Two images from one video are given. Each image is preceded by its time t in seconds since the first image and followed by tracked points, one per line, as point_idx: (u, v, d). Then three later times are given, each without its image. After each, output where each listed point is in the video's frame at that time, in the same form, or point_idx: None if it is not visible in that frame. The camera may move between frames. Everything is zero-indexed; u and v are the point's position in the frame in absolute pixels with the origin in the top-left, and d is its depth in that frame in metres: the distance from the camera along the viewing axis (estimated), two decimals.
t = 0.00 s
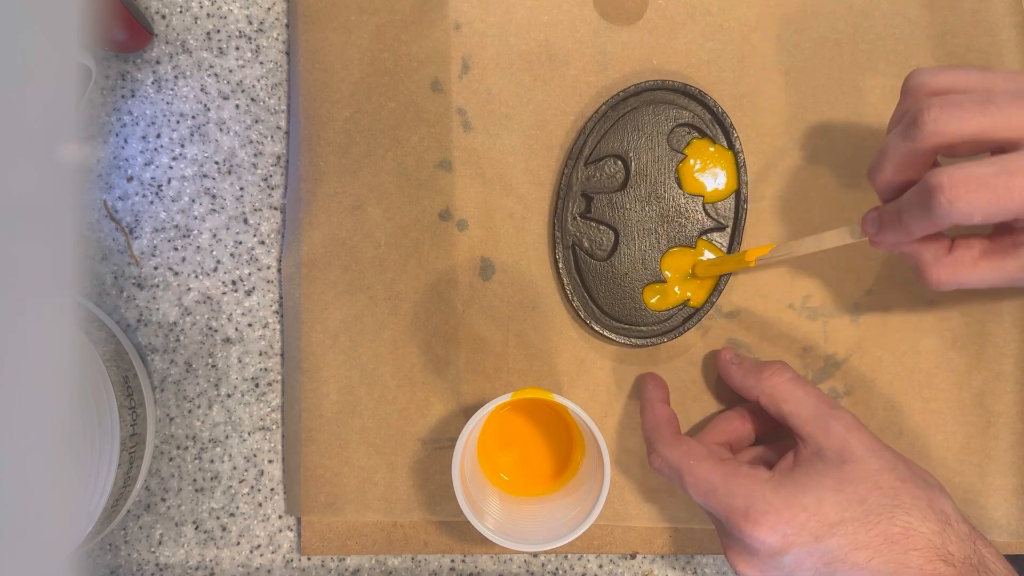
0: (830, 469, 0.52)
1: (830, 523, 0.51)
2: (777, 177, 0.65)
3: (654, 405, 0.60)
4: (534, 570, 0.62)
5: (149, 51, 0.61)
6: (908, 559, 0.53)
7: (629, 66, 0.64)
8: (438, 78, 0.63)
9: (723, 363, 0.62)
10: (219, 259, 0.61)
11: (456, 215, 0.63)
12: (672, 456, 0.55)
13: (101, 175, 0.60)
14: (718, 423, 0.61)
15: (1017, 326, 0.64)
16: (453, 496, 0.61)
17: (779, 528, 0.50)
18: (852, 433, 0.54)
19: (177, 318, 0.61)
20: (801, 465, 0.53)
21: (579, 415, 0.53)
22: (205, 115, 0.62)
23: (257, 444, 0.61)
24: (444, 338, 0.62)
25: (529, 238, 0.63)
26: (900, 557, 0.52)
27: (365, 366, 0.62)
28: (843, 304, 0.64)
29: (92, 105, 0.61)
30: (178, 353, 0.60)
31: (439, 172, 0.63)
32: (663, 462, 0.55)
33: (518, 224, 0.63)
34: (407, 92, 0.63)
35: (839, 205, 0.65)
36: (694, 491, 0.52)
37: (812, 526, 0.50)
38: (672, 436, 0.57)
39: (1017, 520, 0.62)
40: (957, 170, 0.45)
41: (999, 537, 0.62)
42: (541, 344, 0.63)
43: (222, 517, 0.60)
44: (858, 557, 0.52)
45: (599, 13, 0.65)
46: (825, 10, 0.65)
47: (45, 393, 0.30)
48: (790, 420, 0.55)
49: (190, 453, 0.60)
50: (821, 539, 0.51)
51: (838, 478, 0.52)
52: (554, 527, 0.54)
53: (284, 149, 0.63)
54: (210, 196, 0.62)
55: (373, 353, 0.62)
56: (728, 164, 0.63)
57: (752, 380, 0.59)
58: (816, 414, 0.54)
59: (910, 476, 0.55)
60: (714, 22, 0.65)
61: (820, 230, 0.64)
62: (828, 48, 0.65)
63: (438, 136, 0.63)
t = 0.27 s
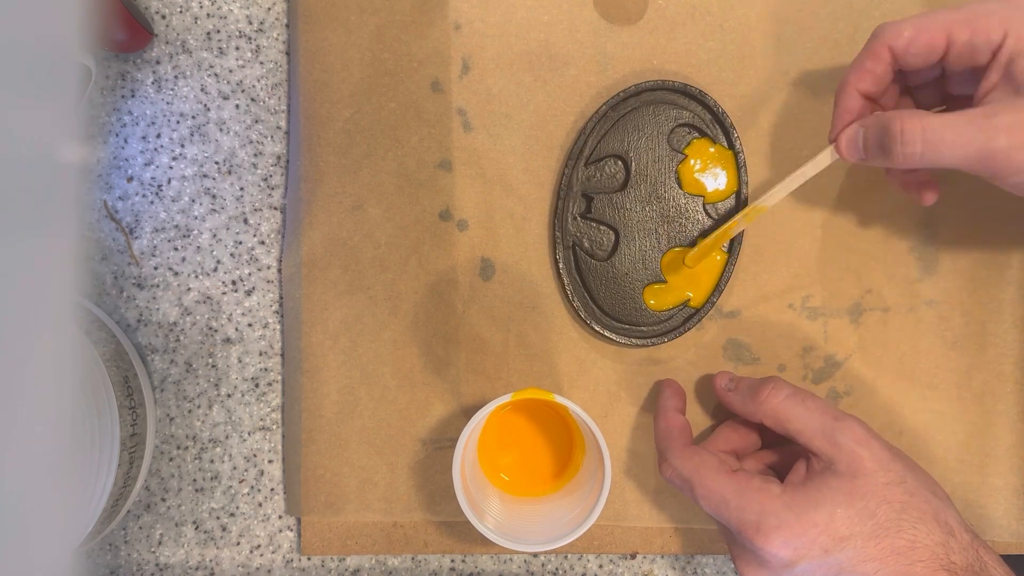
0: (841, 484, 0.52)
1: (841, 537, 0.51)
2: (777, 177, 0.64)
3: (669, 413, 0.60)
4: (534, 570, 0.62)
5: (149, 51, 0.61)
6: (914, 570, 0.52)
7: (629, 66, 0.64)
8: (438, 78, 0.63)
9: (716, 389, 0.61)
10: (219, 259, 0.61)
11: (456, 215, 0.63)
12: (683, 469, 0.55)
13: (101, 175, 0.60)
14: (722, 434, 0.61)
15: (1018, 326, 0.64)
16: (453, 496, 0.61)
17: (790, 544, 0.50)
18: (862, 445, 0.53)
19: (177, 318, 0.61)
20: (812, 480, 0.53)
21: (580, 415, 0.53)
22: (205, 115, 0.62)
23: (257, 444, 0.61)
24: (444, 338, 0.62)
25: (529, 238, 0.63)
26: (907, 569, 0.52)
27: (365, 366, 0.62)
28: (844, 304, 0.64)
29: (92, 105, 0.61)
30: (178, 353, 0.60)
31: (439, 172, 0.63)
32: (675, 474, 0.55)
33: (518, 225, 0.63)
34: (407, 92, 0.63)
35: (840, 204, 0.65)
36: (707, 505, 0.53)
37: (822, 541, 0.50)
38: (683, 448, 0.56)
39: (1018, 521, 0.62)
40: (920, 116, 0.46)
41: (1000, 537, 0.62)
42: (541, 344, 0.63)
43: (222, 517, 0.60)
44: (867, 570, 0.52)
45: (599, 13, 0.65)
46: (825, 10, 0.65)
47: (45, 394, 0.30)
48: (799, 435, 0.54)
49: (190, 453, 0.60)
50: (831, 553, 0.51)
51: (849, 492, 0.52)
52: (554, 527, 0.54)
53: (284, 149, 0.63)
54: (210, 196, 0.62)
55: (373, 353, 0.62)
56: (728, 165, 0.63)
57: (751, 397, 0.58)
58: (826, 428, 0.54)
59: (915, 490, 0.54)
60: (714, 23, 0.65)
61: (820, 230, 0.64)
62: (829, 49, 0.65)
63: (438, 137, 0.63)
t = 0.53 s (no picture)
0: (840, 477, 0.52)
1: (840, 530, 0.51)
2: (777, 177, 0.64)
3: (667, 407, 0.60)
4: (534, 570, 0.62)
5: (149, 51, 0.61)
6: (912, 565, 0.53)
7: (629, 66, 0.64)
8: (438, 78, 0.63)
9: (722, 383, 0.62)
10: (219, 259, 0.61)
11: (456, 215, 0.63)
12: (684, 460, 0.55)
13: (101, 175, 0.60)
14: (722, 428, 0.61)
15: (1018, 326, 0.64)
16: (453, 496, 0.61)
17: (790, 536, 0.50)
18: (865, 437, 0.54)
19: (177, 318, 0.61)
20: (814, 472, 0.53)
21: (580, 415, 0.53)
22: (205, 115, 0.62)
23: (257, 444, 0.61)
24: (444, 337, 0.62)
25: (529, 238, 0.63)
26: (903, 563, 0.52)
27: (365, 366, 0.62)
28: (843, 304, 0.64)
29: (92, 105, 0.61)
30: (178, 353, 0.60)
31: (439, 172, 0.63)
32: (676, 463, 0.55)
33: (518, 225, 0.63)
34: (407, 92, 0.63)
35: (840, 204, 0.65)
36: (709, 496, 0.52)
37: (822, 533, 0.51)
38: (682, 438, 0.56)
39: (1018, 520, 0.62)
40: (941, 97, 0.44)
41: (1000, 537, 0.62)
42: (540, 343, 0.63)
43: (222, 517, 0.60)
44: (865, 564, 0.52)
45: (599, 13, 0.65)
46: (825, 9, 0.65)
47: (46, 396, 0.30)
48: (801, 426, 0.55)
49: (190, 453, 0.60)
50: (831, 546, 0.51)
51: (848, 485, 0.52)
52: (554, 527, 0.54)
53: (284, 149, 0.63)
54: (210, 196, 0.62)
55: (373, 353, 0.62)
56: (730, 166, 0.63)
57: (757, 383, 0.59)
58: (829, 420, 0.54)
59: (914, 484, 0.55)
60: (714, 22, 0.65)
61: (820, 230, 0.64)
62: (829, 49, 0.65)
63: (438, 137, 0.63)
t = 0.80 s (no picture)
0: (813, 436, 0.53)
1: (814, 480, 0.51)
2: (777, 177, 0.64)
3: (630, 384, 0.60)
4: (534, 570, 0.62)
5: (149, 51, 0.61)
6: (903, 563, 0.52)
7: (629, 66, 0.64)
8: (438, 78, 0.63)
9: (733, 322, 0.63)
10: (219, 259, 0.61)
11: (456, 214, 0.63)
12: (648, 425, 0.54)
13: (101, 175, 0.60)
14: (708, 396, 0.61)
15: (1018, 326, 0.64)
16: (453, 496, 0.61)
17: (761, 480, 0.50)
18: (845, 402, 0.54)
19: (177, 318, 0.61)
20: (790, 427, 0.54)
21: (580, 415, 0.53)
22: (205, 115, 0.62)
23: (257, 444, 0.61)
24: (444, 337, 0.62)
25: (529, 238, 0.63)
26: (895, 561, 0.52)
27: (365, 366, 0.62)
28: (843, 304, 0.64)
29: (92, 105, 0.61)
30: (178, 353, 0.60)
31: (439, 172, 0.63)
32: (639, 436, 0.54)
33: (518, 225, 0.63)
34: (407, 92, 0.63)
35: (840, 204, 0.65)
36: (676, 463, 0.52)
37: (795, 483, 0.51)
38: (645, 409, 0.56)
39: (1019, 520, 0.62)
40: (940, 49, 0.45)
41: (1000, 537, 0.62)
42: (541, 343, 0.63)
43: (222, 517, 0.60)
44: (839, 522, 0.51)
45: (599, 13, 0.65)
46: (825, 9, 0.65)
47: (46, 397, 0.30)
48: (791, 381, 0.56)
49: (190, 453, 0.60)
50: (804, 497, 0.51)
51: (822, 445, 0.52)
52: (554, 527, 0.54)
53: (284, 149, 0.63)
54: (210, 196, 0.62)
55: (373, 353, 0.62)
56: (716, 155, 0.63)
57: (763, 336, 0.60)
58: (814, 382, 0.55)
59: (891, 453, 0.54)
60: (714, 22, 0.65)
61: (820, 230, 0.64)
62: (829, 49, 0.65)
63: (438, 136, 0.63)
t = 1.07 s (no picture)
0: (831, 384, 0.55)
1: (831, 427, 0.53)
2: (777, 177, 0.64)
3: (636, 347, 0.55)
4: (534, 570, 0.62)
5: (149, 51, 0.62)
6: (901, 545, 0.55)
7: (629, 65, 0.64)
8: (438, 77, 0.63)
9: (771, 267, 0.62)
10: (219, 259, 0.61)
11: (456, 214, 0.63)
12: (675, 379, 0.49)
13: (101, 175, 0.60)
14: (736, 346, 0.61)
15: (1018, 325, 0.64)
16: (453, 496, 0.61)
17: (787, 424, 0.52)
18: (864, 354, 0.57)
19: (177, 318, 0.61)
20: (811, 369, 0.55)
21: (580, 415, 0.53)
22: (205, 115, 0.62)
23: (257, 444, 0.61)
24: (443, 337, 0.62)
25: (529, 237, 0.63)
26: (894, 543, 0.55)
27: (365, 366, 0.62)
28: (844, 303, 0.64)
29: (92, 105, 0.61)
30: (178, 353, 0.60)
31: (439, 172, 0.63)
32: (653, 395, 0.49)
33: (518, 224, 0.63)
34: (406, 92, 0.63)
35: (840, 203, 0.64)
36: (706, 420, 0.49)
37: (814, 429, 0.53)
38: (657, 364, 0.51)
39: (1019, 520, 0.62)
40: (939, 77, 0.44)
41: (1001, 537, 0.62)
42: (541, 343, 0.63)
43: (222, 517, 0.60)
44: (849, 470, 0.54)
45: (599, 13, 0.65)
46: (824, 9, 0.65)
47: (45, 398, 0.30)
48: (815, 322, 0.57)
49: (189, 453, 0.60)
50: (822, 442, 0.53)
51: (836, 393, 0.54)
52: (554, 527, 0.54)
53: (284, 149, 0.63)
54: (210, 196, 0.62)
55: (373, 353, 0.62)
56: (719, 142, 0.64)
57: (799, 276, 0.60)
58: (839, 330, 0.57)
59: (903, 417, 0.57)
60: (713, 22, 0.65)
61: (821, 229, 0.64)
62: (828, 48, 0.65)
63: (438, 136, 0.63)
